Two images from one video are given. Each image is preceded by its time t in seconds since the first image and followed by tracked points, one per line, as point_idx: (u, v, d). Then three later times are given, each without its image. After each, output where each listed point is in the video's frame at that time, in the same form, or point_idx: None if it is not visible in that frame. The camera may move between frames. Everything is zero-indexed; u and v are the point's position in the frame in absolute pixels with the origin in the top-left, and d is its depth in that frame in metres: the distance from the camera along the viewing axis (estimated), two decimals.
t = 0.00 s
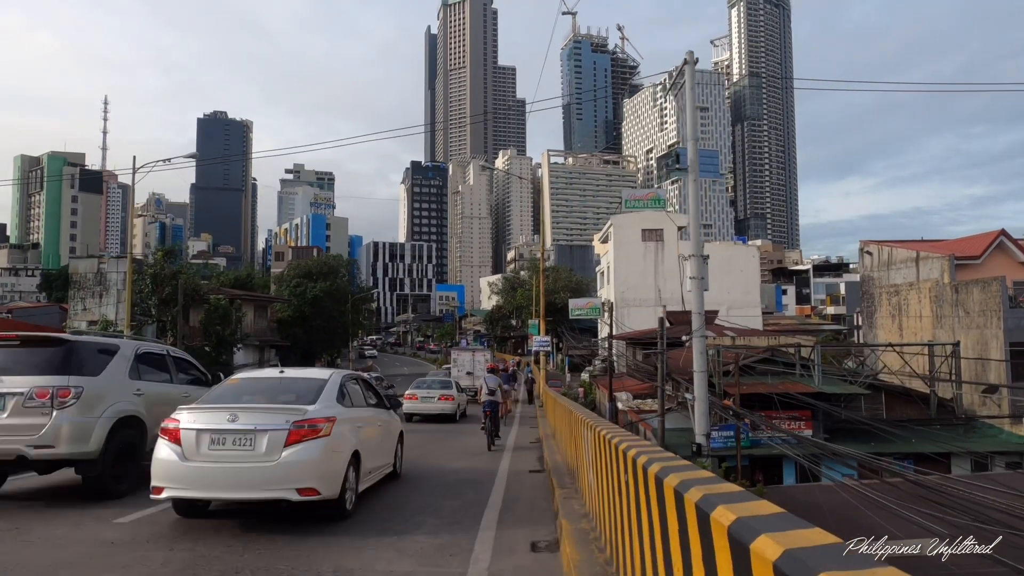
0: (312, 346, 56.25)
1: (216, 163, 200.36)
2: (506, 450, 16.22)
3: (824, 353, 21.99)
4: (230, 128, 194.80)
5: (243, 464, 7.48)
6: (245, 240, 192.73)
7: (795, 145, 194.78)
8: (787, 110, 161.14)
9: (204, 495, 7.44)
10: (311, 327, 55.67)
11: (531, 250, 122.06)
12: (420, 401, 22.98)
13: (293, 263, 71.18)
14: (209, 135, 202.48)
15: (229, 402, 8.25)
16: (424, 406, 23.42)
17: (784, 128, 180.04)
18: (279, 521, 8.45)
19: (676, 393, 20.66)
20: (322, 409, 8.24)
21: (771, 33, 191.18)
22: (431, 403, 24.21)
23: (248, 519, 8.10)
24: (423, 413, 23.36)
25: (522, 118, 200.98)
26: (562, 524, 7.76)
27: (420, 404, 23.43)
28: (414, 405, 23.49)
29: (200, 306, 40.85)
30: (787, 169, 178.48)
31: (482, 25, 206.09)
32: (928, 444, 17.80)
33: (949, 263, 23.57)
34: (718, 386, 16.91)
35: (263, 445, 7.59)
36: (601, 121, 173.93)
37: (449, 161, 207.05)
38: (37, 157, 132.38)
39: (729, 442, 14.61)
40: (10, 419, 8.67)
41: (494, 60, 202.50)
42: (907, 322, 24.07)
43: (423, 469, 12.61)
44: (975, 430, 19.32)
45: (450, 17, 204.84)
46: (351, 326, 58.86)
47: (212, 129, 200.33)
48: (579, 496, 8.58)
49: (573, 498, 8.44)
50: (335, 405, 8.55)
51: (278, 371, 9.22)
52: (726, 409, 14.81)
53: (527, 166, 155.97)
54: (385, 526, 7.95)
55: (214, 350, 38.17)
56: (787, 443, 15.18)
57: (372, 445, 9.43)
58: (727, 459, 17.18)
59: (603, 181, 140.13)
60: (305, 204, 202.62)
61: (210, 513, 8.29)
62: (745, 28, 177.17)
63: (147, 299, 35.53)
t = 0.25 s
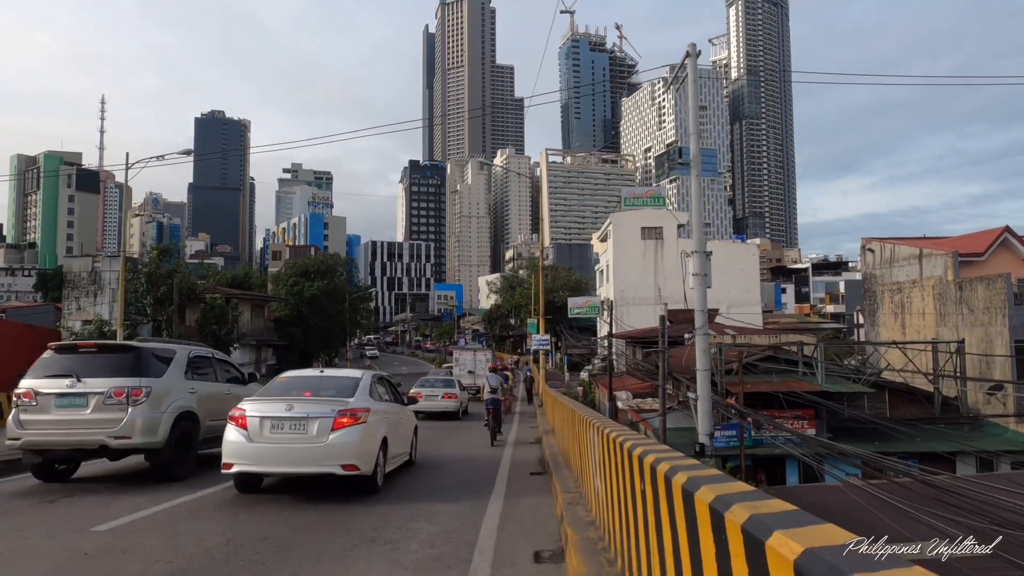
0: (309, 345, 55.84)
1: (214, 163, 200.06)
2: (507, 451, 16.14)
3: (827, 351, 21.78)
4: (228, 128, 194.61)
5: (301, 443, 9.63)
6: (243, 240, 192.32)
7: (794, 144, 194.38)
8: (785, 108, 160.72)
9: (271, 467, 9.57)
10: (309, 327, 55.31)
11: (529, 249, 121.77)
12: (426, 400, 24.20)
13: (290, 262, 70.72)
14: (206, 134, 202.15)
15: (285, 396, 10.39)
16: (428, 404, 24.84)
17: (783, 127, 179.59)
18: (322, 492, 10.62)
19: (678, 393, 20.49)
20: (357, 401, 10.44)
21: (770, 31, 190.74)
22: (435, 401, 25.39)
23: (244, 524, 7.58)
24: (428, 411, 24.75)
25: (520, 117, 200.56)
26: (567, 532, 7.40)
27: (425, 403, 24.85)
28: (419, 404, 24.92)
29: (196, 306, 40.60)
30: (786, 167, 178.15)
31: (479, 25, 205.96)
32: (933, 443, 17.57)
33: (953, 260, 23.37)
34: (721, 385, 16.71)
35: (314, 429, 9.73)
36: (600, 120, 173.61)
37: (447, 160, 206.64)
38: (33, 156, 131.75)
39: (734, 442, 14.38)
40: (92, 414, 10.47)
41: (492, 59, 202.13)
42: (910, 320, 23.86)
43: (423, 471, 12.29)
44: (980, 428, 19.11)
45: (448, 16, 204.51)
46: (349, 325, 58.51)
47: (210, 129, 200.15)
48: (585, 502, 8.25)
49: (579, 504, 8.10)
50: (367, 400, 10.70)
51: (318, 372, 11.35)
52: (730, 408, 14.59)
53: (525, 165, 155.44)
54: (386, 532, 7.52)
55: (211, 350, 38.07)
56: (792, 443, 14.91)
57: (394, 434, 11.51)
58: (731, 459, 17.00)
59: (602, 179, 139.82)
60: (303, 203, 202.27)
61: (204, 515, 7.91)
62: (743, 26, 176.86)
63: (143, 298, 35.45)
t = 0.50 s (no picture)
0: (307, 345, 55.59)
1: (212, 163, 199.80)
2: (506, 452, 15.95)
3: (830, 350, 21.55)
4: (226, 128, 194.28)
5: (334, 434, 11.16)
6: (241, 240, 191.99)
7: (792, 144, 194.11)
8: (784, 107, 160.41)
9: (308, 455, 11.10)
10: (306, 326, 55.09)
11: (527, 249, 121.47)
12: (430, 399, 24.86)
13: (288, 261, 70.36)
14: (204, 134, 201.87)
15: (318, 394, 11.88)
16: (431, 403, 25.36)
17: (782, 127, 179.26)
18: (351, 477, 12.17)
19: (679, 393, 20.23)
20: (382, 399, 11.93)
21: (769, 31, 190.53)
22: (437, 400, 25.99)
23: (230, 532, 7.27)
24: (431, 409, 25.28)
25: (519, 117, 200.28)
26: (568, 541, 7.00)
27: (427, 401, 25.29)
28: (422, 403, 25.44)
29: (192, 305, 40.33)
30: (785, 167, 177.89)
31: (478, 24, 205.60)
32: (936, 444, 17.39)
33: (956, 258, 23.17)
34: (724, 384, 16.44)
35: (346, 423, 11.28)
36: (598, 119, 173.33)
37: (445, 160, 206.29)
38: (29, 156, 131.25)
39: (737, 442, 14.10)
40: (154, 409, 11.85)
41: (490, 59, 201.82)
42: (912, 318, 23.74)
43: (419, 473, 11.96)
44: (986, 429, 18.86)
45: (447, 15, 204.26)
46: (347, 324, 58.23)
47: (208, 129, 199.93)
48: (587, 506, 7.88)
49: (581, 510, 7.74)
50: (389, 398, 12.23)
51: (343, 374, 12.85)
52: (733, 408, 14.30)
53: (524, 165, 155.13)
54: (379, 542, 7.21)
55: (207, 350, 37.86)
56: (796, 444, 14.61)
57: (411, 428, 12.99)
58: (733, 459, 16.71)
59: (600, 179, 139.56)
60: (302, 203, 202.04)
61: (189, 523, 7.59)
62: (742, 26, 176.65)
63: (139, 298, 35.27)
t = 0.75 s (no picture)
0: (306, 345, 55.40)
1: (212, 162, 199.68)
2: (506, 453, 15.84)
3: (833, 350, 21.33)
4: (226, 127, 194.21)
5: (359, 427, 12.79)
6: (241, 239, 191.92)
7: (793, 143, 193.83)
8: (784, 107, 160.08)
9: (335, 445, 12.69)
10: (304, 326, 54.84)
11: (527, 248, 121.18)
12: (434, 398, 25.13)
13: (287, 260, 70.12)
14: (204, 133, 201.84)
15: (343, 392, 13.50)
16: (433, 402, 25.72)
17: (783, 126, 178.97)
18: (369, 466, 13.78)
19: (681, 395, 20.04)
20: (398, 397, 13.58)
21: (769, 30, 190.14)
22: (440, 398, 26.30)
23: (213, 544, 7.03)
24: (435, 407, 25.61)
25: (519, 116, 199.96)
26: (571, 555, 6.70)
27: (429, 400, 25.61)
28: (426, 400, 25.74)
29: (190, 305, 40.09)
30: (785, 166, 177.61)
31: (478, 23, 205.30)
32: (943, 446, 17.16)
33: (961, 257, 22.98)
34: (727, 385, 16.20)
35: (369, 417, 12.92)
36: (598, 119, 172.98)
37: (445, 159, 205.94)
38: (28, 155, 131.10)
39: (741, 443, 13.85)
40: (199, 405, 13.22)
41: (490, 58, 201.43)
42: (917, 318, 23.59)
43: (415, 477, 11.65)
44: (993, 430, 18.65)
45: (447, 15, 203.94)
46: (346, 324, 58.02)
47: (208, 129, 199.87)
48: (591, 516, 7.58)
49: (584, 519, 7.45)
50: (405, 395, 13.88)
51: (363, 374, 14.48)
52: (738, 409, 14.04)
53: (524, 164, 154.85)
54: (370, 555, 6.94)
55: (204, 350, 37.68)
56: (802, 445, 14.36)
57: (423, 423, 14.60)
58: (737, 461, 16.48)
59: (600, 179, 139.31)
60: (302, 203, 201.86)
61: (170, 533, 7.36)
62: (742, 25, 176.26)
63: (135, 297, 35.14)
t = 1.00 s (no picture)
0: (305, 345, 55.18)
1: (213, 162, 199.78)
2: (506, 453, 15.66)
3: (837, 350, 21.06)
4: (226, 128, 194.22)
5: (377, 421, 14.33)
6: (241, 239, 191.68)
7: (793, 144, 193.49)
8: (784, 107, 159.87)
9: (356, 437, 14.29)
10: (303, 326, 54.49)
11: (527, 248, 120.92)
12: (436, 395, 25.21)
13: (285, 260, 69.81)
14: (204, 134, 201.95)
15: (362, 391, 14.87)
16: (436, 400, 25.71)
17: (783, 126, 178.66)
18: (375, 459, 14.50)
19: (684, 394, 19.75)
20: (411, 393, 15.08)
21: (770, 29, 189.86)
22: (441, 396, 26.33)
23: (194, 551, 6.77)
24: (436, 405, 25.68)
25: (519, 116, 199.69)
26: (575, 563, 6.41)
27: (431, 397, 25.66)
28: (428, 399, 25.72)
29: (187, 303, 39.83)
30: (785, 167, 177.30)
31: (478, 24, 205.22)
32: (950, 445, 16.92)
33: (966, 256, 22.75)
34: (731, 382, 15.98)
35: (385, 411, 14.46)
36: (599, 118, 172.68)
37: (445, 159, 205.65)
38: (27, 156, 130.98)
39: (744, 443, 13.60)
40: (234, 401, 14.82)
41: (490, 58, 201.19)
42: (922, 317, 23.43)
43: (410, 478, 11.36)
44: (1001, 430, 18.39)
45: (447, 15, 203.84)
46: (346, 324, 57.78)
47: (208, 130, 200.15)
48: (595, 521, 7.26)
49: (588, 523, 7.16)
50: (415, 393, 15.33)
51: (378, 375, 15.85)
52: (742, 408, 13.79)
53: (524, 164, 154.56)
54: (360, 564, 6.66)
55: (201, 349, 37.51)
56: (808, 445, 14.10)
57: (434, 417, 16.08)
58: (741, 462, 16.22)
59: (600, 179, 139.09)
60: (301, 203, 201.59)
61: (150, 539, 7.09)
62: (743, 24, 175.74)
63: (133, 296, 35.12)
